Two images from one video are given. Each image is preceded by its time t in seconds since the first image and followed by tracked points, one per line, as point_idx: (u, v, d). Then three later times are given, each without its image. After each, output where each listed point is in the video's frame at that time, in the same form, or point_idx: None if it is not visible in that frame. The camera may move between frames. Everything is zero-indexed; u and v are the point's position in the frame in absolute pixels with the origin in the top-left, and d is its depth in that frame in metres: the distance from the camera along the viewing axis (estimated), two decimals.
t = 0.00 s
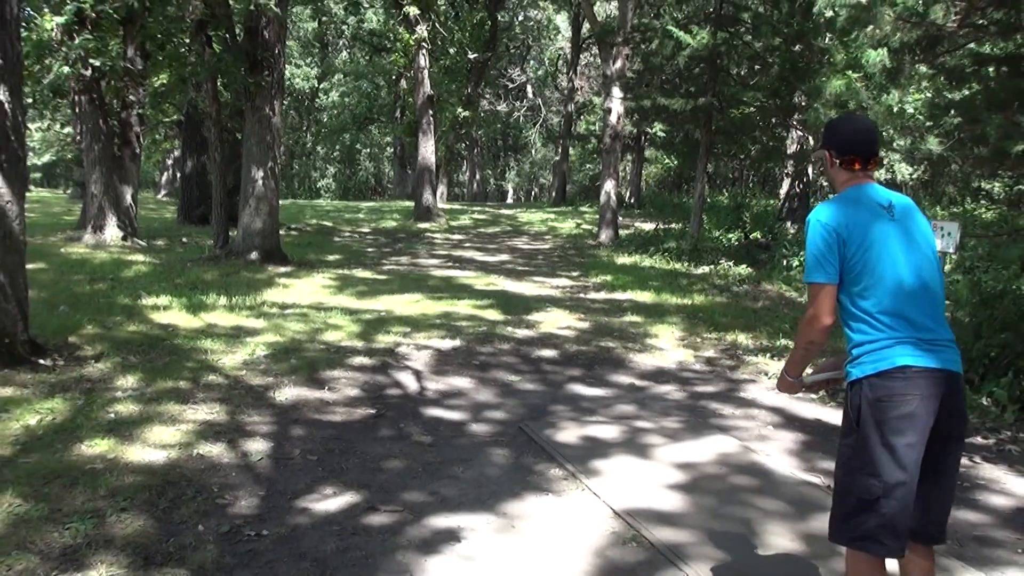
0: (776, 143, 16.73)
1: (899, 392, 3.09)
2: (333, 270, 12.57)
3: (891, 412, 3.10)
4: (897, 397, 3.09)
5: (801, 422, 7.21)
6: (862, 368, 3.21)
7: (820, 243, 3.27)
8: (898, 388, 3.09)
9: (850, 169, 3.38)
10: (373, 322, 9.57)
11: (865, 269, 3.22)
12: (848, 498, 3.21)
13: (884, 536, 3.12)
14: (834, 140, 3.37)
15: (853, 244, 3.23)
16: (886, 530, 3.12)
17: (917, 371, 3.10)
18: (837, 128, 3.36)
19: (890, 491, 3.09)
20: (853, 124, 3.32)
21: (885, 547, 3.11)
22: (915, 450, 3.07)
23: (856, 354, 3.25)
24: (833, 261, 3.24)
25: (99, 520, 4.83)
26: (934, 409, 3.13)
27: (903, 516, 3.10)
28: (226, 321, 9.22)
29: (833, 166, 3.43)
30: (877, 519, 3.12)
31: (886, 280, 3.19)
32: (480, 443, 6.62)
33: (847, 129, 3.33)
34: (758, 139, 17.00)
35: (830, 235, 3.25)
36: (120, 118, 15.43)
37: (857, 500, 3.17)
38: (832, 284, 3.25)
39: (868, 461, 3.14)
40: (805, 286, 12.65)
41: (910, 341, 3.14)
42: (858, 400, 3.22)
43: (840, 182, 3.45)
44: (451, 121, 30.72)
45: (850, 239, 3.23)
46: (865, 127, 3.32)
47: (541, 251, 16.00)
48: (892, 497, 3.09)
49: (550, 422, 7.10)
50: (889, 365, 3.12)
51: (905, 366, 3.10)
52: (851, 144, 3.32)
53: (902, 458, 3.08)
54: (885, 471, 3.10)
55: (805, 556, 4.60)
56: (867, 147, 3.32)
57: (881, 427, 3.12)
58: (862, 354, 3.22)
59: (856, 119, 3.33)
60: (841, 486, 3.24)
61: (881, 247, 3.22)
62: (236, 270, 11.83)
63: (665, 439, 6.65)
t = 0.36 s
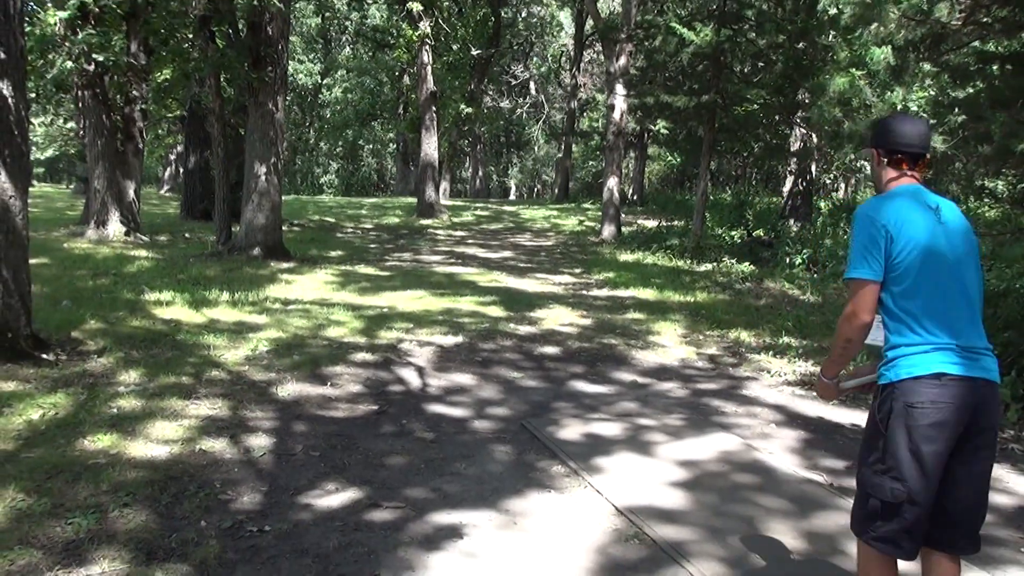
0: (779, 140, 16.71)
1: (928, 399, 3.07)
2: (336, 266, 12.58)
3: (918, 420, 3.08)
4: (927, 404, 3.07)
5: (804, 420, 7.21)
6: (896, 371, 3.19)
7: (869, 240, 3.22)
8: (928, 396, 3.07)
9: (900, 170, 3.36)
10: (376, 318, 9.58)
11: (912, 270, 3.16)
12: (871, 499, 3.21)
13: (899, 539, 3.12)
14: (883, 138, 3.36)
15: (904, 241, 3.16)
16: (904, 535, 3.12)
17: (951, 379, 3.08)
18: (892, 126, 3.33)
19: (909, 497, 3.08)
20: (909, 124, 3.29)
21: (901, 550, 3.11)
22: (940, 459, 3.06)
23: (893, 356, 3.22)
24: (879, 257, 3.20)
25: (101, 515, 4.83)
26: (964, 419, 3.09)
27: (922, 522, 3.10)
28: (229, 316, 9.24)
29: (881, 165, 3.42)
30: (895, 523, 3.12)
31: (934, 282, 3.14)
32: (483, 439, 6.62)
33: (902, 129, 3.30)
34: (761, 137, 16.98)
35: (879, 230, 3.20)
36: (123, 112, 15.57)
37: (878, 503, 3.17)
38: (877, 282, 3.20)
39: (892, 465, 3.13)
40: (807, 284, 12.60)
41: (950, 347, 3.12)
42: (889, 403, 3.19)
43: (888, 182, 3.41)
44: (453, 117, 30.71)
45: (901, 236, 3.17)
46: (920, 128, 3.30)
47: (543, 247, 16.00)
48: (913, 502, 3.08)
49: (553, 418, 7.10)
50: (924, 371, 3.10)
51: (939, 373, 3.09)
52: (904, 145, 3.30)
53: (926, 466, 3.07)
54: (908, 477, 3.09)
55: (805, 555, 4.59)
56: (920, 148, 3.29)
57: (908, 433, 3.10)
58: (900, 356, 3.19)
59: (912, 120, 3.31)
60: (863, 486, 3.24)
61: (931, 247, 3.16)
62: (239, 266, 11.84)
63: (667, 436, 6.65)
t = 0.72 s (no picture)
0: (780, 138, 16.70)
1: (938, 399, 3.07)
2: (338, 265, 12.57)
3: (930, 419, 3.08)
4: (938, 404, 3.07)
5: (807, 418, 7.20)
6: (904, 370, 3.18)
7: (881, 233, 3.19)
8: (938, 395, 3.07)
9: (913, 162, 3.33)
10: (378, 317, 9.57)
11: (921, 265, 3.14)
12: (883, 502, 3.19)
13: (913, 541, 3.11)
14: (898, 130, 3.32)
15: (916, 236, 3.15)
16: (918, 537, 3.10)
17: (960, 377, 3.07)
18: (908, 118, 3.29)
19: (923, 498, 3.08)
20: (925, 116, 3.26)
21: (916, 553, 3.10)
22: (951, 458, 3.06)
23: (900, 352, 3.21)
24: (890, 251, 3.17)
25: (103, 513, 4.83)
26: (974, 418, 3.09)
27: (935, 523, 3.09)
28: (231, 315, 9.23)
29: (895, 158, 3.39)
30: (909, 525, 3.11)
31: (943, 278, 3.14)
32: (485, 438, 6.62)
33: (919, 121, 3.27)
34: (763, 135, 16.97)
35: (891, 224, 3.17)
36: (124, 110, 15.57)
37: (891, 505, 3.16)
38: (887, 276, 3.18)
39: (904, 466, 3.12)
40: (809, 283, 12.51)
41: (957, 344, 3.11)
42: (898, 404, 3.18)
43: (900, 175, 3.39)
44: (455, 116, 30.70)
45: (913, 231, 3.15)
46: (935, 121, 3.27)
47: (544, 245, 15.99)
48: (926, 504, 3.08)
49: (555, 417, 7.09)
50: (933, 369, 3.09)
51: (948, 372, 3.08)
52: (920, 137, 3.27)
53: (937, 466, 3.06)
54: (921, 478, 3.08)
55: (806, 553, 4.59)
56: (935, 141, 3.27)
57: (919, 433, 3.10)
58: (907, 352, 3.18)
59: (930, 112, 3.27)
60: (875, 489, 3.22)
61: (941, 243, 3.14)
62: (241, 265, 11.84)
63: (670, 435, 6.65)
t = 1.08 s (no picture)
0: (783, 136, 16.68)
1: (930, 399, 3.06)
2: (340, 264, 12.57)
3: (923, 419, 3.07)
4: (930, 405, 3.06)
5: (810, 416, 7.19)
6: (897, 371, 3.16)
7: (875, 233, 3.17)
8: (931, 395, 3.06)
9: (904, 161, 3.31)
10: (380, 316, 9.57)
11: (916, 265, 3.13)
12: (874, 502, 3.19)
13: (903, 541, 3.11)
14: (891, 127, 3.29)
15: (911, 236, 3.13)
16: (910, 537, 3.11)
17: (953, 378, 3.07)
18: (902, 115, 3.25)
19: (916, 499, 3.07)
20: (920, 114, 3.22)
21: (906, 552, 3.11)
22: (943, 459, 3.06)
23: (893, 353, 3.19)
24: (885, 252, 3.16)
25: (106, 513, 4.83)
26: (965, 417, 3.09)
27: (926, 523, 3.10)
28: (234, 315, 9.23)
29: (886, 154, 3.37)
30: (901, 526, 3.11)
31: (937, 278, 3.12)
32: (488, 437, 6.61)
33: (912, 118, 3.23)
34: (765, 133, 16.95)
35: (886, 223, 3.15)
36: (126, 110, 15.59)
37: (883, 506, 3.16)
38: (881, 276, 3.16)
39: (897, 466, 3.11)
40: (811, 280, 12.55)
41: (951, 345, 3.10)
42: (891, 404, 3.18)
43: (892, 172, 3.37)
44: (457, 114, 30.70)
45: (908, 232, 3.12)
46: (929, 118, 3.23)
47: (546, 244, 15.99)
48: (918, 504, 3.08)
49: (558, 416, 7.09)
50: (926, 370, 3.08)
51: (941, 372, 3.07)
52: (913, 135, 3.23)
53: (929, 468, 3.06)
54: (914, 479, 3.07)
55: (808, 552, 4.58)
56: (927, 139, 3.24)
57: (911, 433, 3.09)
58: (901, 352, 3.16)
59: (923, 109, 3.23)
60: (866, 488, 3.22)
61: (936, 243, 3.12)
62: (243, 264, 11.85)
63: (673, 433, 6.64)
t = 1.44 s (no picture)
0: (785, 136, 16.67)
1: (927, 392, 3.06)
2: (342, 265, 12.58)
3: (920, 413, 3.06)
4: (928, 400, 3.06)
5: (813, 416, 7.18)
6: (894, 368, 3.15)
7: (869, 235, 3.17)
8: (928, 389, 3.06)
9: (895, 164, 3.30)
10: (382, 317, 9.58)
11: (909, 266, 3.13)
12: (872, 497, 3.17)
13: (902, 533, 3.09)
14: (882, 130, 3.29)
15: (904, 238, 3.12)
16: (909, 532, 3.09)
17: (948, 374, 3.07)
18: (894, 119, 3.25)
19: (914, 492, 3.06)
20: (911, 117, 3.21)
21: (906, 545, 3.09)
22: (940, 452, 3.05)
23: (888, 350, 3.19)
24: (879, 254, 3.16)
25: (108, 515, 4.84)
26: (961, 411, 3.10)
27: (924, 517, 3.08)
28: (236, 315, 9.24)
29: (878, 157, 3.37)
30: (898, 520, 3.09)
31: (932, 279, 3.12)
32: (490, 437, 6.60)
33: (903, 122, 3.23)
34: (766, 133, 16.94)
35: (881, 225, 3.15)
36: (128, 111, 15.60)
37: (881, 501, 3.13)
38: (875, 277, 3.16)
39: (895, 460, 3.10)
40: (814, 280, 12.55)
41: (945, 343, 3.10)
42: (888, 400, 3.17)
43: (884, 175, 3.37)
44: (459, 115, 30.72)
45: (902, 233, 3.12)
46: (920, 122, 3.22)
47: (548, 244, 16.00)
48: (916, 498, 3.06)
49: (560, 416, 7.08)
50: (921, 366, 3.08)
51: (938, 367, 3.07)
52: (905, 139, 3.23)
53: (927, 460, 3.05)
54: (912, 472, 3.06)
55: (811, 552, 4.58)
56: (918, 143, 3.23)
57: (910, 427, 3.08)
58: (896, 350, 3.16)
59: (915, 112, 3.23)
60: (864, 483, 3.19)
61: (930, 245, 3.13)
62: (245, 265, 11.86)
63: (675, 434, 6.63)
